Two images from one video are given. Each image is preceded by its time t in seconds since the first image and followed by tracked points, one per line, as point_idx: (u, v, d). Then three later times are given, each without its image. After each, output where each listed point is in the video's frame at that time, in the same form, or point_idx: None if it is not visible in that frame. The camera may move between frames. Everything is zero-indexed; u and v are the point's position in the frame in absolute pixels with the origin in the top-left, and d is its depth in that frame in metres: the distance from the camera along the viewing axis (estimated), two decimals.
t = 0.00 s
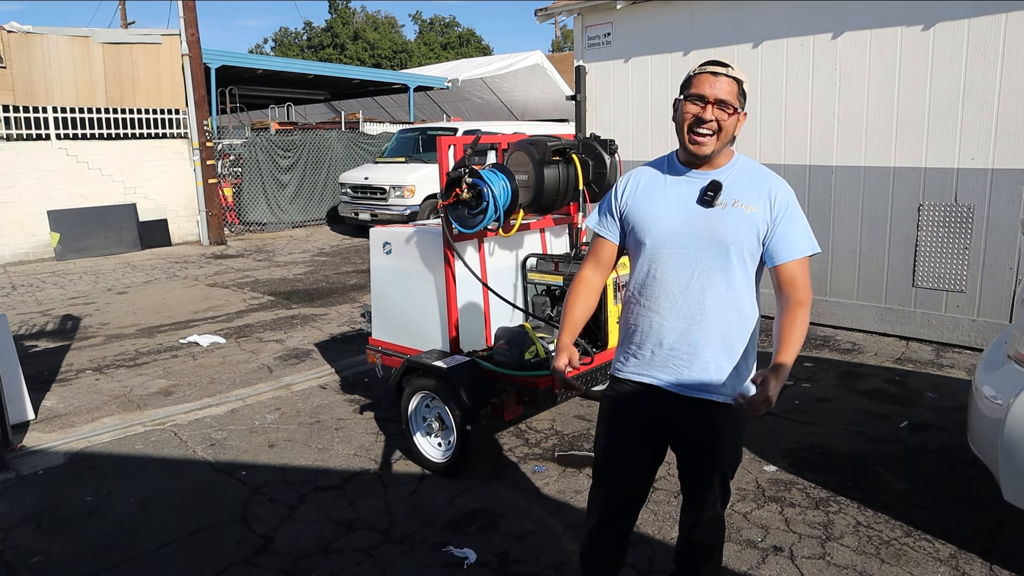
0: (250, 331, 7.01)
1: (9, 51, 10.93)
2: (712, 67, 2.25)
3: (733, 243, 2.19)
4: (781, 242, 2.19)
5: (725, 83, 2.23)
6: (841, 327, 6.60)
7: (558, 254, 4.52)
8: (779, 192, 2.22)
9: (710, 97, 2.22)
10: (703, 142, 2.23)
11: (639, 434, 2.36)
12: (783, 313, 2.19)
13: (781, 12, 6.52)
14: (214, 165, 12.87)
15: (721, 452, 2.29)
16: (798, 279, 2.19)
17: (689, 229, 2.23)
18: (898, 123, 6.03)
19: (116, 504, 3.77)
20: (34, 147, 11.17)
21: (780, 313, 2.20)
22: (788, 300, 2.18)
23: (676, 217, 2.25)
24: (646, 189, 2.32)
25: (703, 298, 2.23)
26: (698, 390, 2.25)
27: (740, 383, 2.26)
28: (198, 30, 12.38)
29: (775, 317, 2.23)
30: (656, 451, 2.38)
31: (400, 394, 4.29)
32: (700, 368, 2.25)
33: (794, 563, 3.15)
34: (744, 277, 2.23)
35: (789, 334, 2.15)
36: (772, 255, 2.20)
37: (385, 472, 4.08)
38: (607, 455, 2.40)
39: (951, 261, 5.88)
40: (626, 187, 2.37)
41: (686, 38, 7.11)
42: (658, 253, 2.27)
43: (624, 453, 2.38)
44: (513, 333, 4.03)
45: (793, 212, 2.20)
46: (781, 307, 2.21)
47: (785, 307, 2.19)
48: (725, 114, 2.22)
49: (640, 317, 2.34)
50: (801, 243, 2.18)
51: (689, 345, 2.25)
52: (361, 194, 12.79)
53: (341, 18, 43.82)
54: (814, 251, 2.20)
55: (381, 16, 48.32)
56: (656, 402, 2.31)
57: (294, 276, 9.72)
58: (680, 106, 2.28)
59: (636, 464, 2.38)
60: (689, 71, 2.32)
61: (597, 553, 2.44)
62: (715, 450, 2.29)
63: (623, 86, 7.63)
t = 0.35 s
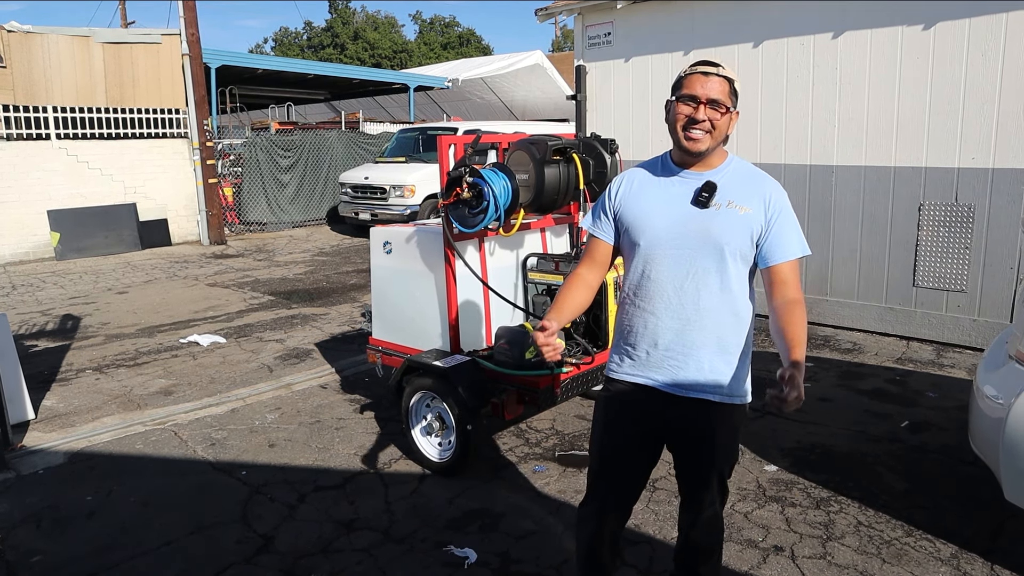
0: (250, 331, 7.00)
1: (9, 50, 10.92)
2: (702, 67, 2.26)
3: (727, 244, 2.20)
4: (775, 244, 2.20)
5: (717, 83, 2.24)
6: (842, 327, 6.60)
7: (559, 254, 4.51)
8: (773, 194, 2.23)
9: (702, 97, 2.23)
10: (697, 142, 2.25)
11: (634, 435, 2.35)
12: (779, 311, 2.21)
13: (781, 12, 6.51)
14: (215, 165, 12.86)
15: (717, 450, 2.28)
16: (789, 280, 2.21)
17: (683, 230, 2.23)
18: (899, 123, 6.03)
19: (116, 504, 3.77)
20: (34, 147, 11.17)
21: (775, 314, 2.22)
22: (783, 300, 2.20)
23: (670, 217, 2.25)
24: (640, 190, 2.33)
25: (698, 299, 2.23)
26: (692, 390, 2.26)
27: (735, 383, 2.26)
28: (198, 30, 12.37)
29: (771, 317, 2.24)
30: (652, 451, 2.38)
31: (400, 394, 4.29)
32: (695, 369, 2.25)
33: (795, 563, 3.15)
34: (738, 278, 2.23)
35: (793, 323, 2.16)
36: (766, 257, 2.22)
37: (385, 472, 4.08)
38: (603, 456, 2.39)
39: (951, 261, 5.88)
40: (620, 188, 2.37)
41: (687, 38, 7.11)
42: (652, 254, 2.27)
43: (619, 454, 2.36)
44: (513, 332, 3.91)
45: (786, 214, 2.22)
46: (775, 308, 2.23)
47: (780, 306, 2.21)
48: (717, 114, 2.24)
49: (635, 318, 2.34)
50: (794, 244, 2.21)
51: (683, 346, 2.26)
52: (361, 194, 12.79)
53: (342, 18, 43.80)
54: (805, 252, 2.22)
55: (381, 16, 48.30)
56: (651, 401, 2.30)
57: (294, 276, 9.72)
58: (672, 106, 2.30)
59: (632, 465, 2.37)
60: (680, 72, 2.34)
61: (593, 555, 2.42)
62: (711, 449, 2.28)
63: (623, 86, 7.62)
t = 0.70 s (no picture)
0: (250, 331, 6.99)
1: (9, 50, 10.92)
2: (678, 66, 2.26)
3: (702, 245, 2.20)
4: (748, 246, 2.24)
5: (694, 81, 2.24)
6: (842, 327, 6.59)
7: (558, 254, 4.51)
8: (746, 194, 2.24)
9: (678, 96, 2.23)
10: (671, 140, 2.24)
11: (616, 433, 2.35)
12: (754, 319, 2.27)
13: (781, 11, 6.51)
14: (214, 165, 12.86)
15: (698, 445, 2.27)
16: (763, 285, 2.27)
17: (658, 231, 2.22)
18: (899, 123, 6.03)
19: (115, 504, 3.77)
20: (34, 147, 11.17)
21: (748, 320, 2.29)
22: (760, 308, 2.26)
23: (645, 217, 2.24)
24: (613, 189, 2.31)
25: (673, 300, 2.24)
26: (669, 390, 2.27)
27: (711, 383, 2.28)
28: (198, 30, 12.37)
29: (742, 321, 2.30)
30: (634, 450, 2.38)
31: (400, 394, 4.29)
32: (671, 370, 2.26)
33: (795, 562, 3.15)
34: (713, 279, 2.24)
35: (769, 342, 2.26)
36: (740, 260, 2.25)
37: (385, 472, 4.07)
38: (586, 458, 2.39)
39: (951, 261, 5.88)
40: (593, 187, 2.36)
41: (687, 38, 7.11)
42: (626, 254, 2.26)
43: (601, 454, 2.36)
44: (513, 332, 4.03)
45: (759, 216, 2.24)
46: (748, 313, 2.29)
47: (756, 313, 2.27)
48: (694, 112, 2.24)
49: (611, 318, 2.34)
50: (766, 246, 2.25)
51: (659, 347, 2.26)
52: (361, 194, 12.78)
53: (342, 18, 43.81)
54: (777, 253, 2.26)
55: (381, 16, 48.28)
56: (626, 399, 2.31)
57: (294, 276, 9.71)
58: (648, 104, 2.29)
59: (615, 464, 2.37)
60: (657, 71, 2.33)
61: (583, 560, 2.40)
62: (692, 444, 2.28)
63: (623, 87, 7.62)
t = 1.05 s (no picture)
0: (250, 331, 6.99)
1: (9, 50, 10.91)
2: (633, 65, 2.26)
3: (670, 243, 2.19)
4: (719, 242, 2.23)
5: (649, 79, 2.24)
6: (842, 327, 6.59)
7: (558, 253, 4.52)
8: (715, 190, 2.23)
9: (637, 96, 2.22)
10: (637, 141, 2.24)
11: (593, 434, 2.34)
12: (727, 307, 2.28)
13: (782, 11, 6.50)
14: (214, 165, 12.85)
15: (676, 439, 2.27)
16: (735, 274, 2.26)
17: (626, 231, 2.23)
18: (899, 123, 6.03)
19: (115, 503, 3.76)
20: (34, 147, 11.16)
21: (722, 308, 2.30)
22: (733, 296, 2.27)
23: (613, 218, 2.24)
24: (582, 191, 2.32)
25: (644, 298, 2.24)
26: (641, 388, 2.26)
27: (684, 381, 2.26)
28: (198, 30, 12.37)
29: (717, 310, 2.32)
30: (613, 450, 2.37)
31: (401, 393, 4.28)
32: (643, 368, 2.25)
33: (795, 562, 3.14)
34: (684, 276, 2.24)
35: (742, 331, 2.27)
36: (710, 254, 2.24)
37: (385, 472, 4.07)
38: (566, 462, 2.38)
39: (951, 260, 5.88)
40: (562, 189, 2.37)
41: (687, 37, 7.11)
42: (596, 255, 2.27)
43: (581, 454, 2.35)
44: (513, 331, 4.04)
45: (728, 211, 2.23)
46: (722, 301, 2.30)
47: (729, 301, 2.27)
48: (654, 110, 2.23)
49: (584, 318, 2.34)
50: (736, 240, 2.24)
51: (631, 345, 2.26)
52: (361, 194, 12.78)
53: (341, 18, 43.80)
54: (748, 246, 2.25)
55: (381, 16, 48.28)
56: (602, 398, 2.30)
57: (294, 276, 9.70)
58: (609, 107, 2.28)
59: (595, 465, 2.36)
60: (610, 72, 2.32)
61: (570, 563, 2.41)
62: (669, 441, 2.27)
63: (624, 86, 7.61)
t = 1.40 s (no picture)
0: (250, 331, 7.00)
1: (9, 51, 10.92)
2: (595, 72, 2.25)
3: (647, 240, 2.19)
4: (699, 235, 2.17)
5: (614, 85, 2.22)
6: (842, 327, 6.59)
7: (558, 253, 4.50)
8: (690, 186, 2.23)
9: (601, 103, 2.21)
10: (606, 148, 2.24)
11: (578, 437, 2.35)
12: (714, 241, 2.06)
13: (782, 11, 6.51)
14: (214, 165, 12.86)
15: (658, 440, 2.24)
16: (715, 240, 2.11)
17: (603, 229, 2.23)
18: (899, 123, 6.03)
19: (115, 503, 3.77)
20: (34, 147, 11.17)
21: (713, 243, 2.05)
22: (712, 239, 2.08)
23: (590, 217, 2.25)
24: (559, 192, 2.33)
25: (622, 296, 2.23)
26: (621, 386, 2.24)
27: (665, 378, 2.24)
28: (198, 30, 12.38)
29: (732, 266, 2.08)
30: (599, 450, 2.37)
31: (401, 394, 4.29)
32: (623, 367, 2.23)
33: (795, 562, 3.15)
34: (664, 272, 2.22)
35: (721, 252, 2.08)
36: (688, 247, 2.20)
37: (385, 472, 4.08)
38: (555, 464, 2.39)
39: (950, 260, 5.89)
40: (540, 191, 2.38)
41: (687, 37, 7.10)
42: (575, 255, 2.27)
43: (568, 454, 2.36)
44: (513, 332, 4.04)
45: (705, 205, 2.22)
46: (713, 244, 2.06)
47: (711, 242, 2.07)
48: (620, 116, 2.22)
49: (564, 318, 2.34)
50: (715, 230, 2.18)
51: (609, 343, 2.24)
52: (361, 194, 12.78)
53: (341, 18, 43.82)
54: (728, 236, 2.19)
55: (381, 16, 48.27)
56: (584, 398, 2.30)
57: (294, 276, 9.71)
58: (575, 115, 2.27)
59: (583, 467, 2.36)
60: (574, 79, 2.30)
61: (567, 562, 2.43)
62: (653, 443, 2.25)
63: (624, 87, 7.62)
